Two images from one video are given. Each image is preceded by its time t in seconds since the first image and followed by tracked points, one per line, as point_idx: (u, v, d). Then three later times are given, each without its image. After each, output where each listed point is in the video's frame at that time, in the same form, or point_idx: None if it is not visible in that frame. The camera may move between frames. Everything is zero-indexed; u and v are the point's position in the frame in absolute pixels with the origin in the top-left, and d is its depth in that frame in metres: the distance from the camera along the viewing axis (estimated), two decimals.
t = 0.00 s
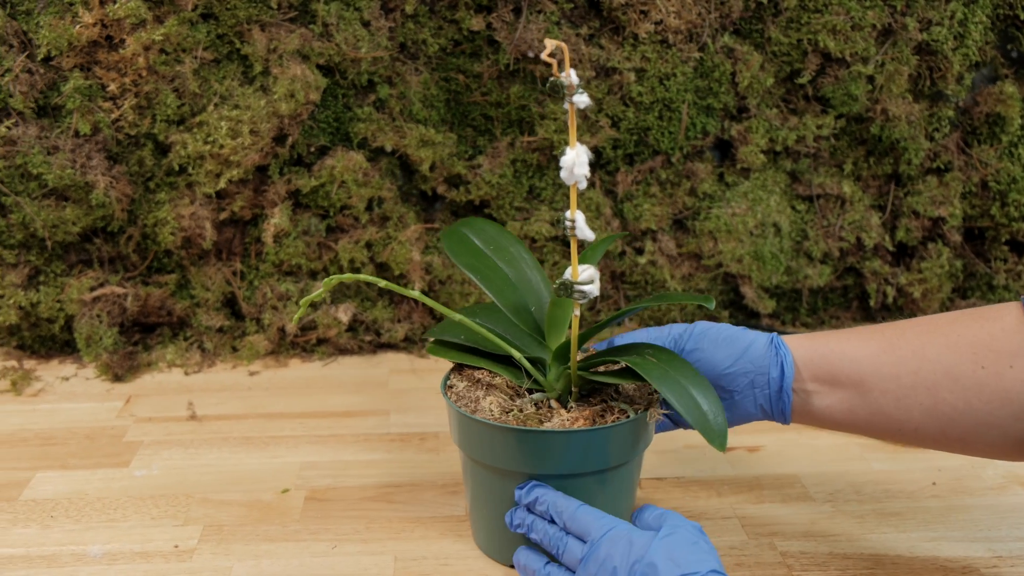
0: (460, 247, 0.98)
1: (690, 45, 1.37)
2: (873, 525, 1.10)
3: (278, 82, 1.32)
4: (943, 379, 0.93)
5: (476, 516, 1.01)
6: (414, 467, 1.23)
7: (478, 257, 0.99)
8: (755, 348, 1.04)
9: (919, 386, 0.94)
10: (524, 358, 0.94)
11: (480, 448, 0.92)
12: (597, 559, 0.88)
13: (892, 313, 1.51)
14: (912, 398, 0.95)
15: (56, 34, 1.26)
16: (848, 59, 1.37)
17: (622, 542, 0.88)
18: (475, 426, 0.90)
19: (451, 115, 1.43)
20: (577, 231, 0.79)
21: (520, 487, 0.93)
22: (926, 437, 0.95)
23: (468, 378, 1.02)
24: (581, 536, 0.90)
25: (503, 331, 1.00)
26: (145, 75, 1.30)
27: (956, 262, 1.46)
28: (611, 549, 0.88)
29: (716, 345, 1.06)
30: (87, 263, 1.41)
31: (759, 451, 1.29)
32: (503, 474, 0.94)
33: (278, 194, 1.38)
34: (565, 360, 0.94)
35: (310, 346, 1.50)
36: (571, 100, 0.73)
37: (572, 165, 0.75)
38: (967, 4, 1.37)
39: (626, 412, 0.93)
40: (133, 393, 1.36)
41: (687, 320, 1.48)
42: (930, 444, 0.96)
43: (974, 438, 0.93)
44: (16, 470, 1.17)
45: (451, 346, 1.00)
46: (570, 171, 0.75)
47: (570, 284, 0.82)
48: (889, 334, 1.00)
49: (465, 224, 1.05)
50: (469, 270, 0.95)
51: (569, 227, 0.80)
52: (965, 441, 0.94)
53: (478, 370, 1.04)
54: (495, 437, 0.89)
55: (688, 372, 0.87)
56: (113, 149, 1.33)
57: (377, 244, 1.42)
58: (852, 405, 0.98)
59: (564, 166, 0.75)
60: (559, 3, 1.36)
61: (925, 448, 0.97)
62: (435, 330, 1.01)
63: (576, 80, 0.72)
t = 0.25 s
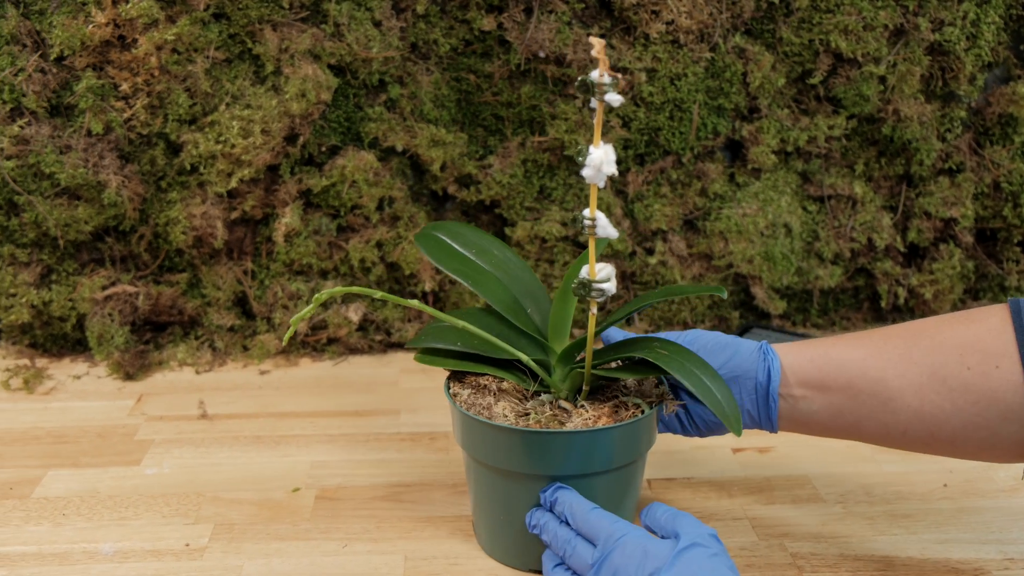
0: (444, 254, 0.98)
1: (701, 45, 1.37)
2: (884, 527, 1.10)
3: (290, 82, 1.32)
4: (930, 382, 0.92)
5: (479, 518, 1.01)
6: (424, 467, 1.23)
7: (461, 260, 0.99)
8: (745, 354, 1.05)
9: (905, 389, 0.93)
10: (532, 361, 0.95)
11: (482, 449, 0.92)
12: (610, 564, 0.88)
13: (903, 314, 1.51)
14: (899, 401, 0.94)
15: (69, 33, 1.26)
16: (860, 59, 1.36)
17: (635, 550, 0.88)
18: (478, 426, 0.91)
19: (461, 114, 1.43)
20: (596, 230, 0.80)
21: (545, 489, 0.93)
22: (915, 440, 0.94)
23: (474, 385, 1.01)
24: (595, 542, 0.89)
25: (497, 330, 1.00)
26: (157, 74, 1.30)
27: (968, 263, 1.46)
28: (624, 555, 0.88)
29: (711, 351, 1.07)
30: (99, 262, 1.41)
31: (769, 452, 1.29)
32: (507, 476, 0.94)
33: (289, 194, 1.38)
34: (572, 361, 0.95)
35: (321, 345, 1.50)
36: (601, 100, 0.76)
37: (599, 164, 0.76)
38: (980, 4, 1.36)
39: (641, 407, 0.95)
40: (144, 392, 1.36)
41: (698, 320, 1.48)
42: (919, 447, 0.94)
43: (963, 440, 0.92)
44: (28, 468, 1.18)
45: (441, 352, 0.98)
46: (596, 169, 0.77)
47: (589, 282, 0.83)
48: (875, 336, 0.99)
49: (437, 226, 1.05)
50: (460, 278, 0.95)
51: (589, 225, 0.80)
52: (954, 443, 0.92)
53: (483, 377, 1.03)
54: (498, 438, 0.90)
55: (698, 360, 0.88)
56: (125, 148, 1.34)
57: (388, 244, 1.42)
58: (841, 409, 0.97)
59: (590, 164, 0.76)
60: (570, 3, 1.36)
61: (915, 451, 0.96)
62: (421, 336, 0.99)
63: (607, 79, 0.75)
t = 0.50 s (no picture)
0: (424, 265, 0.97)
1: (713, 45, 1.37)
2: (895, 529, 1.10)
3: (302, 82, 1.33)
4: (920, 378, 0.93)
5: (483, 523, 1.01)
6: (435, 467, 1.23)
7: (440, 268, 0.98)
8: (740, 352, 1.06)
9: (895, 386, 0.94)
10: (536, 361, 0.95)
11: (484, 450, 0.92)
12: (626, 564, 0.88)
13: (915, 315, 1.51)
14: (889, 399, 0.94)
15: (83, 33, 1.27)
16: (872, 60, 1.36)
17: (652, 551, 0.88)
18: (479, 428, 0.91)
19: (472, 114, 1.43)
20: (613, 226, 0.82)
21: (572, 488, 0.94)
22: (907, 437, 0.95)
23: (483, 393, 1.00)
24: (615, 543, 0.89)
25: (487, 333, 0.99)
26: (169, 74, 1.31)
27: (980, 264, 1.45)
28: (641, 556, 0.88)
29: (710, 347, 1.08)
30: (112, 261, 1.42)
31: (780, 453, 1.29)
32: (509, 478, 0.94)
33: (300, 194, 1.38)
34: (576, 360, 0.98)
35: (332, 345, 1.51)
36: (627, 99, 0.77)
37: (622, 163, 0.78)
38: (994, 4, 1.36)
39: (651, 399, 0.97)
40: (156, 390, 1.36)
41: (708, 320, 1.48)
42: (912, 444, 0.95)
43: (954, 436, 0.92)
44: (41, 466, 1.18)
45: (432, 364, 0.96)
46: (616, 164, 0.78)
47: (604, 281, 0.86)
48: (865, 334, 0.99)
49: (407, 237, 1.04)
50: (450, 287, 0.95)
51: (605, 223, 0.81)
52: (946, 440, 0.93)
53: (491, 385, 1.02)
54: (499, 439, 0.90)
55: (699, 350, 0.93)
56: (138, 147, 1.34)
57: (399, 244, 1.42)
58: (833, 406, 0.98)
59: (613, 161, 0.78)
60: (582, 3, 1.36)
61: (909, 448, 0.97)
62: (408, 349, 0.96)
63: (635, 80, 0.76)
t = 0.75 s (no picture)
0: (420, 272, 0.98)
1: (726, 45, 1.37)
2: (908, 530, 1.09)
3: (315, 82, 1.33)
4: (918, 376, 0.95)
5: (489, 523, 1.01)
6: (448, 466, 1.23)
7: (435, 274, 0.99)
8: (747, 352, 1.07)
9: (894, 383, 0.96)
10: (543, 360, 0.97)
11: (487, 449, 0.92)
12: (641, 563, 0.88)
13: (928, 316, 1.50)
14: (887, 395, 0.97)
15: (98, 33, 1.27)
16: (887, 60, 1.35)
17: (669, 551, 0.89)
18: (481, 428, 0.91)
19: (485, 114, 1.43)
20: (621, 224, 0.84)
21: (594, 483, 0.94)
22: (904, 433, 0.97)
23: (495, 395, 1.00)
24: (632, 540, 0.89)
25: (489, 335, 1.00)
26: (183, 74, 1.31)
27: (995, 266, 1.45)
28: (658, 556, 0.88)
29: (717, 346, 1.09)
30: (126, 260, 1.42)
31: (793, 454, 1.28)
32: (513, 477, 0.93)
33: (313, 193, 1.39)
34: (582, 358, 0.99)
35: (344, 344, 1.51)
36: (637, 97, 0.77)
37: (631, 160, 0.78)
38: (1010, 4, 1.35)
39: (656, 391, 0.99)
40: (170, 389, 1.37)
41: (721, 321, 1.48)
42: (909, 440, 0.97)
43: (950, 432, 0.94)
44: (56, 464, 1.19)
45: (435, 371, 0.95)
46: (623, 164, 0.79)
47: (613, 277, 0.88)
48: (865, 332, 1.02)
49: (393, 246, 1.03)
50: (449, 292, 0.96)
51: (612, 220, 0.83)
52: (942, 436, 0.95)
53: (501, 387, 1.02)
54: (502, 438, 0.89)
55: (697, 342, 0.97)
56: (152, 146, 1.34)
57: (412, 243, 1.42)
58: (832, 404, 1.00)
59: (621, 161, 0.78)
60: (595, 3, 1.35)
61: (905, 444, 0.99)
62: (409, 358, 0.95)
63: (644, 77, 0.76)
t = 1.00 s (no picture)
0: (424, 277, 1.00)
1: (742, 45, 1.36)
2: (924, 533, 1.09)
3: (331, 82, 1.33)
4: (924, 393, 0.93)
5: (495, 526, 1.01)
6: (462, 466, 1.23)
7: (437, 279, 1.00)
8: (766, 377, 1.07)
9: (901, 402, 0.94)
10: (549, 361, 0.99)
11: (493, 451, 0.92)
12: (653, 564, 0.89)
13: (944, 318, 1.50)
14: (895, 415, 0.95)
15: (115, 32, 1.27)
16: (904, 60, 1.35)
17: (680, 553, 0.89)
18: (488, 431, 0.91)
19: (500, 114, 1.43)
20: (631, 225, 0.84)
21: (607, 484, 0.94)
22: (915, 455, 0.94)
23: (504, 399, 1.00)
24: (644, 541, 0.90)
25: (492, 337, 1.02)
26: (200, 73, 1.31)
27: (1011, 267, 1.44)
28: (669, 557, 0.89)
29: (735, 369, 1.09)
30: (142, 259, 1.43)
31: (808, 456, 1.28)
32: (519, 480, 0.93)
33: (328, 192, 1.39)
34: (587, 359, 0.99)
35: (358, 343, 1.52)
36: (651, 97, 0.76)
37: (645, 161, 0.78)
38: None
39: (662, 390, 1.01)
40: (185, 387, 1.37)
41: (736, 322, 1.47)
42: (922, 463, 0.94)
43: (959, 451, 0.91)
44: (72, 461, 1.19)
45: (441, 376, 0.96)
46: (637, 164, 0.78)
47: (623, 278, 0.89)
48: (877, 355, 1.01)
49: (391, 251, 1.04)
50: (455, 297, 0.98)
51: (624, 220, 0.83)
52: (952, 456, 0.91)
53: (511, 391, 1.02)
54: (509, 441, 0.89)
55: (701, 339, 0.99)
56: (169, 146, 1.35)
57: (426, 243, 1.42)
58: (842, 426, 0.99)
59: (636, 161, 0.78)
60: (611, 3, 1.35)
61: (920, 468, 0.96)
62: (416, 365, 0.96)
63: (660, 77, 0.75)
